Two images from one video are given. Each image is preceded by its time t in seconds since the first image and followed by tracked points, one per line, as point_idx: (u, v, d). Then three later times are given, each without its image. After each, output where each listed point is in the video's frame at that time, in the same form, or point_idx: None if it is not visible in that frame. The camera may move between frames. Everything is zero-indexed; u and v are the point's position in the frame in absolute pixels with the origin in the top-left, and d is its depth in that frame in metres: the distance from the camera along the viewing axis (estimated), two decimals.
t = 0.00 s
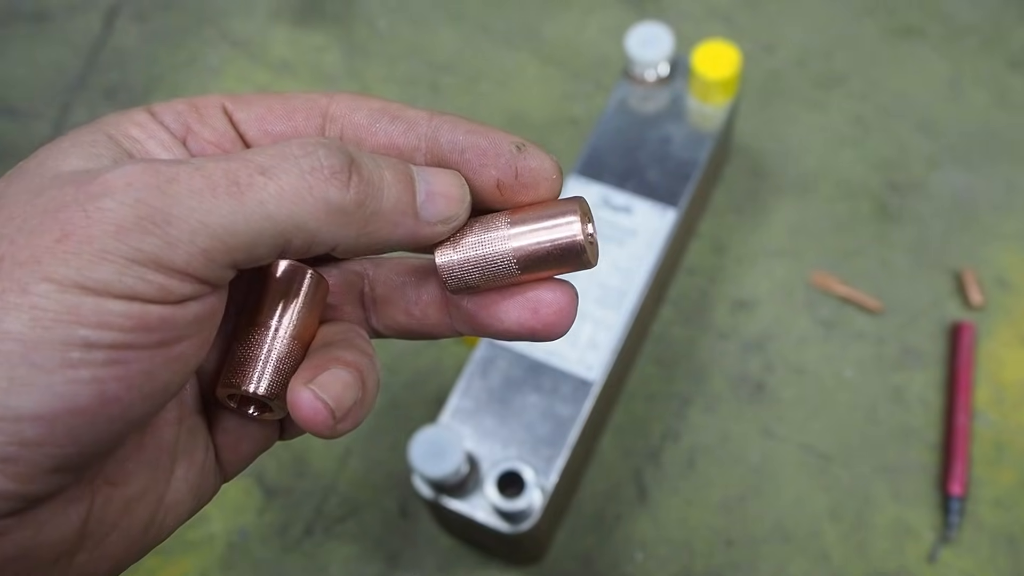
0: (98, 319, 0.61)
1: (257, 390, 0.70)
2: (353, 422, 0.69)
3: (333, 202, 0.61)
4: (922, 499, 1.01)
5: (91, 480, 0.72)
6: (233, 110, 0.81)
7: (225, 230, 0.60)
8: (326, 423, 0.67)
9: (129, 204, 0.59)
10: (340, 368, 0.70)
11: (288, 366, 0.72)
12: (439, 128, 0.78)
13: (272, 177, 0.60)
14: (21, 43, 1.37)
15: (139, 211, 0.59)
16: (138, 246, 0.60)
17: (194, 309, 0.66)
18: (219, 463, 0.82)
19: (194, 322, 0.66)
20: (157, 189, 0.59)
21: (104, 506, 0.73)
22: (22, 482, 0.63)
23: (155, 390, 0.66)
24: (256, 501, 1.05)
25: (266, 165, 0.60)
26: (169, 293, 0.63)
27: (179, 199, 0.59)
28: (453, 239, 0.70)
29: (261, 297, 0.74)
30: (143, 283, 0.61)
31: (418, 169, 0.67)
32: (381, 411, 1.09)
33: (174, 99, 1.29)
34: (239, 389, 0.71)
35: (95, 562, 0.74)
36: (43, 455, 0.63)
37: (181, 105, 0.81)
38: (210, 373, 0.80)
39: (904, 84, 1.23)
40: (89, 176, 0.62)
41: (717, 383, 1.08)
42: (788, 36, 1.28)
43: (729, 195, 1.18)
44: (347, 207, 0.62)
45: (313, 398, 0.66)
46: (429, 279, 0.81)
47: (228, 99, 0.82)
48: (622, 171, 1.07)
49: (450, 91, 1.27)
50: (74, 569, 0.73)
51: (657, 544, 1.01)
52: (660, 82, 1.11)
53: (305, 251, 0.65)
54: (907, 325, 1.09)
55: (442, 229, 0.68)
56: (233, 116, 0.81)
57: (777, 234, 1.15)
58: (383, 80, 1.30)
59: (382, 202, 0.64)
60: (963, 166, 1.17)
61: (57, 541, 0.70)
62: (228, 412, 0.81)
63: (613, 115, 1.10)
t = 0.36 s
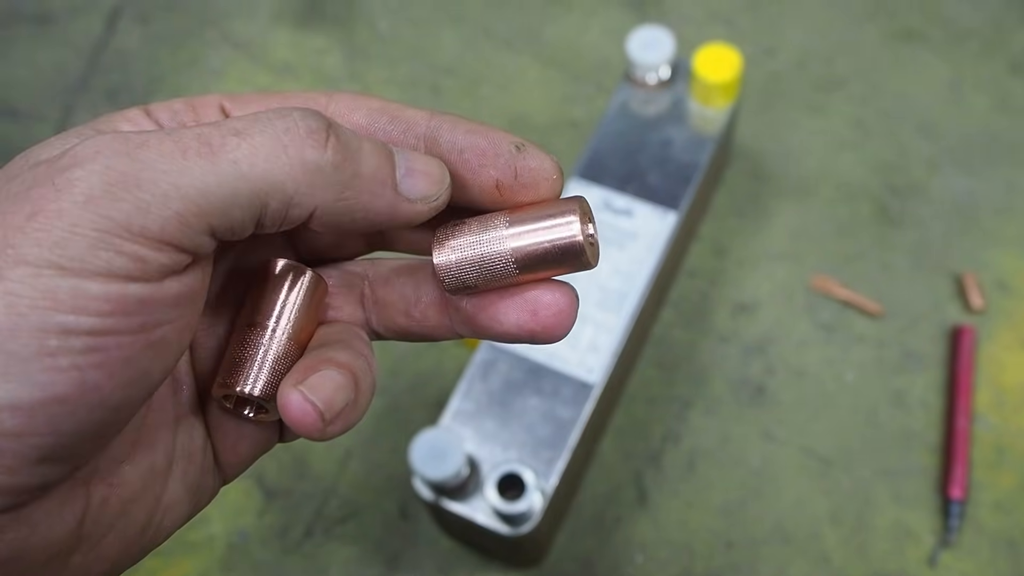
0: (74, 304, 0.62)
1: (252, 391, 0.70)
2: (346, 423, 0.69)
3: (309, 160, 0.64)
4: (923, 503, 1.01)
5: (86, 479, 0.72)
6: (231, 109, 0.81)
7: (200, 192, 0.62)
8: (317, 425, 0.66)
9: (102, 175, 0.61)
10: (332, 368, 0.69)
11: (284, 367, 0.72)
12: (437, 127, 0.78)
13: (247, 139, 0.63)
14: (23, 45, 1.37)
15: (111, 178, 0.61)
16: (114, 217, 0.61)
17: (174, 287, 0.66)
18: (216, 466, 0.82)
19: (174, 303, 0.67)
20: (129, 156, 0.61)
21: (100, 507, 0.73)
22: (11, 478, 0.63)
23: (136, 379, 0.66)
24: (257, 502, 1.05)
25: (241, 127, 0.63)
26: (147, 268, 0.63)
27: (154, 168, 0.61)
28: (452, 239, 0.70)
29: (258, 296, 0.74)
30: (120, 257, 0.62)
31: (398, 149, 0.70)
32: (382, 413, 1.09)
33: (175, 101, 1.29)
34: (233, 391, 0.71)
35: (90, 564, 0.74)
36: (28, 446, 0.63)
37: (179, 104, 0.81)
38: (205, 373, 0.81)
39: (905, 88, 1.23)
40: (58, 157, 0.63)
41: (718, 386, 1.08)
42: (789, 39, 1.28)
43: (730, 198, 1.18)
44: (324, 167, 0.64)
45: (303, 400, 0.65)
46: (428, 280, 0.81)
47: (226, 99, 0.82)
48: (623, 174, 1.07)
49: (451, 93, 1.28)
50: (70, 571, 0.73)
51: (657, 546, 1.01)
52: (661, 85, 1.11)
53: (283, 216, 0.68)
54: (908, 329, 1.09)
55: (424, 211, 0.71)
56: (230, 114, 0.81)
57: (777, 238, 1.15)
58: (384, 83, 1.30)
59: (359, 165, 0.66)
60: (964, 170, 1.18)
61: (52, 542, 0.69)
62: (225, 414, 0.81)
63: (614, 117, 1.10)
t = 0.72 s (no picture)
0: (64, 290, 0.63)
1: (253, 387, 0.71)
2: (344, 417, 0.68)
3: (294, 134, 0.65)
4: (923, 507, 1.01)
5: (84, 479, 0.72)
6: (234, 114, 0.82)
7: (185, 172, 0.63)
8: (315, 418, 0.66)
9: (90, 158, 0.62)
10: (329, 362, 0.69)
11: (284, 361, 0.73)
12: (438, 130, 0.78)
13: (231, 117, 0.64)
14: (25, 47, 1.37)
15: (97, 163, 0.62)
16: (102, 198, 0.62)
17: (162, 274, 0.68)
18: (218, 468, 0.82)
19: (164, 290, 0.68)
20: (115, 138, 0.63)
21: (99, 508, 0.73)
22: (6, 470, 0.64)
23: (129, 365, 0.67)
24: (259, 505, 1.05)
25: (225, 107, 0.65)
26: (135, 252, 0.65)
27: (140, 148, 0.63)
28: (450, 235, 0.71)
29: (258, 294, 0.75)
30: (109, 240, 0.63)
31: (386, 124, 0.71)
32: (384, 416, 1.10)
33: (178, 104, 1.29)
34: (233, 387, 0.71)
35: (93, 564, 0.75)
36: (20, 433, 0.64)
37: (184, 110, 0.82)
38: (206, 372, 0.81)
39: (906, 92, 1.23)
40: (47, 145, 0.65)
41: (719, 390, 1.08)
42: (791, 44, 1.28)
43: (732, 202, 1.19)
44: (309, 142, 0.66)
45: (302, 394, 0.65)
46: (427, 279, 0.81)
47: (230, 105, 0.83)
48: (624, 178, 1.07)
49: (453, 97, 1.28)
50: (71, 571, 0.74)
51: (658, 549, 1.01)
52: (663, 88, 1.12)
53: (273, 192, 0.69)
54: (909, 333, 1.09)
55: (417, 180, 0.71)
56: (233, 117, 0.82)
57: (779, 242, 1.16)
58: (386, 87, 1.30)
59: (345, 139, 0.68)
60: (965, 174, 1.18)
61: (50, 541, 0.70)
62: (228, 414, 0.80)
63: (615, 120, 1.11)
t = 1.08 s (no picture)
0: (78, 299, 0.63)
1: (256, 393, 0.71)
2: (340, 426, 0.69)
3: (317, 155, 0.63)
4: (925, 509, 1.01)
5: (90, 481, 0.73)
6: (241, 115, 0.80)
7: (205, 190, 0.62)
8: (309, 426, 0.66)
9: (110, 173, 0.62)
10: (330, 368, 0.69)
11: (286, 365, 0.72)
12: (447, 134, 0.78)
13: (254, 136, 0.62)
14: (29, 49, 1.38)
15: (116, 177, 0.62)
16: (120, 214, 0.62)
17: (179, 286, 0.67)
18: (225, 473, 0.82)
19: (180, 303, 0.68)
20: (135, 153, 0.62)
21: (104, 510, 0.75)
22: (14, 473, 0.66)
23: (140, 373, 0.68)
24: (262, 506, 1.06)
25: (249, 125, 0.62)
26: (151, 266, 0.64)
27: (161, 165, 0.61)
28: (465, 239, 0.70)
29: (265, 300, 0.74)
30: (125, 254, 0.63)
31: (414, 131, 0.68)
32: (387, 418, 1.10)
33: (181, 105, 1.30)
34: (236, 392, 0.71)
35: (100, 564, 0.76)
36: (27, 437, 0.65)
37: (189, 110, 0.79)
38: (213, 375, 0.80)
39: (908, 95, 1.24)
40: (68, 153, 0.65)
41: (721, 392, 1.08)
42: (793, 47, 1.29)
43: (734, 205, 1.19)
44: (332, 163, 0.64)
45: (296, 401, 0.65)
46: (436, 288, 0.81)
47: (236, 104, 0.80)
48: (627, 181, 1.07)
49: (456, 99, 1.28)
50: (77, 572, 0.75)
51: (660, 551, 1.01)
52: (666, 91, 1.12)
53: (295, 212, 0.67)
54: (910, 336, 1.10)
55: (445, 190, 0.68)
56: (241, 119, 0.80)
57: (781, 245, 1.16)
58: (389, 88, 1.30)
59: (370, 156, 0.65)
60: (967, 177, 1.18)
61: (55, 544, 0.72)
62: (233, 421, 0.80)
63: (618, 122, 1.11)
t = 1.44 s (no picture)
0: (79, 302, 0.63)
1: (251, 394, 0.70)
2: (330, 430, 0.69)
3: (322, 167, 0.61)
4: (923, 508, 1.01)
5: (88, 479, 0.74)
6: (241, 112, 0.80)
7: (208, 200, 0.61)
8: (298, 431, 0.66)
9: (114, 179, 0.62)
10: (322, 372, 0.70)
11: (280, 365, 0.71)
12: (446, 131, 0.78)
13: (258, 147, 0.61)
14: (30, 47, 1.38)
15: (121, 183, 0.62)
16: (121, 220, 0.62)
17: (181, 292, 0.67)
18: (223, 473, 0.83)
19: (181, 308, 0.68)
20: (140, 160, 0.62)
21: (100, 509, 0.75)
22: (12, 470, 0.66)
23: (140, 376, 0.68)
24: (261, 504, 1.06)
25: (255, 134, 0.61)
26: (152, 271, 0.64)
27: (166, 173, 0.61)
28: (464, 239, 0.70)
29: (263, 301, 0.74)
30: (127, 259, 0.63)
31: (423, 133, 0.64)
32: (386, 417, 1.10)
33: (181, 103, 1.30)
34: (230, 393, 0.70)
35: (96, 561, 0.77)
36: (26, 438, 0.65)
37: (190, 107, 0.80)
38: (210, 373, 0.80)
39: (908, 95, 1.24)
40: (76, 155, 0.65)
41: (720, 392, 1.08)
42: (793, 46, 1.29)
43: (734, 204, 1.19)
44: (336, 174, 0.62)
45: (284, 405, 0.65)
46: (434, 288, 0.81)
47: (236, 103, 0.81)
48: (627, 180, 1.07)
49: (456, 97, 1.28)
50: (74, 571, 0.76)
51: (659, 550, 1.01)
52: (666, 89, 1.12)
53: (300, 221, 0.65)
54: (910, 335, 1.10)
55: (453, 194, 0.65)
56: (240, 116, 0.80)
57: (780, 244, 1.16)
58: (389, 87, 1.30)
59: (376, 165, 0.62)
60: (967, 177, 1.18)
61: (52, 543, 0.72)
62: (231, 422, 0.80)
63: (618, 121, 1.11)
